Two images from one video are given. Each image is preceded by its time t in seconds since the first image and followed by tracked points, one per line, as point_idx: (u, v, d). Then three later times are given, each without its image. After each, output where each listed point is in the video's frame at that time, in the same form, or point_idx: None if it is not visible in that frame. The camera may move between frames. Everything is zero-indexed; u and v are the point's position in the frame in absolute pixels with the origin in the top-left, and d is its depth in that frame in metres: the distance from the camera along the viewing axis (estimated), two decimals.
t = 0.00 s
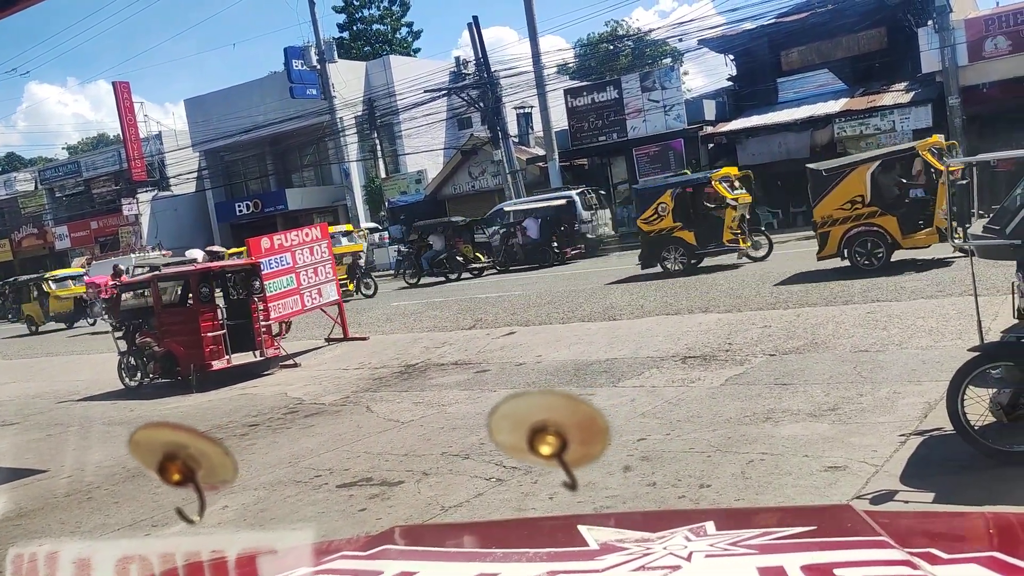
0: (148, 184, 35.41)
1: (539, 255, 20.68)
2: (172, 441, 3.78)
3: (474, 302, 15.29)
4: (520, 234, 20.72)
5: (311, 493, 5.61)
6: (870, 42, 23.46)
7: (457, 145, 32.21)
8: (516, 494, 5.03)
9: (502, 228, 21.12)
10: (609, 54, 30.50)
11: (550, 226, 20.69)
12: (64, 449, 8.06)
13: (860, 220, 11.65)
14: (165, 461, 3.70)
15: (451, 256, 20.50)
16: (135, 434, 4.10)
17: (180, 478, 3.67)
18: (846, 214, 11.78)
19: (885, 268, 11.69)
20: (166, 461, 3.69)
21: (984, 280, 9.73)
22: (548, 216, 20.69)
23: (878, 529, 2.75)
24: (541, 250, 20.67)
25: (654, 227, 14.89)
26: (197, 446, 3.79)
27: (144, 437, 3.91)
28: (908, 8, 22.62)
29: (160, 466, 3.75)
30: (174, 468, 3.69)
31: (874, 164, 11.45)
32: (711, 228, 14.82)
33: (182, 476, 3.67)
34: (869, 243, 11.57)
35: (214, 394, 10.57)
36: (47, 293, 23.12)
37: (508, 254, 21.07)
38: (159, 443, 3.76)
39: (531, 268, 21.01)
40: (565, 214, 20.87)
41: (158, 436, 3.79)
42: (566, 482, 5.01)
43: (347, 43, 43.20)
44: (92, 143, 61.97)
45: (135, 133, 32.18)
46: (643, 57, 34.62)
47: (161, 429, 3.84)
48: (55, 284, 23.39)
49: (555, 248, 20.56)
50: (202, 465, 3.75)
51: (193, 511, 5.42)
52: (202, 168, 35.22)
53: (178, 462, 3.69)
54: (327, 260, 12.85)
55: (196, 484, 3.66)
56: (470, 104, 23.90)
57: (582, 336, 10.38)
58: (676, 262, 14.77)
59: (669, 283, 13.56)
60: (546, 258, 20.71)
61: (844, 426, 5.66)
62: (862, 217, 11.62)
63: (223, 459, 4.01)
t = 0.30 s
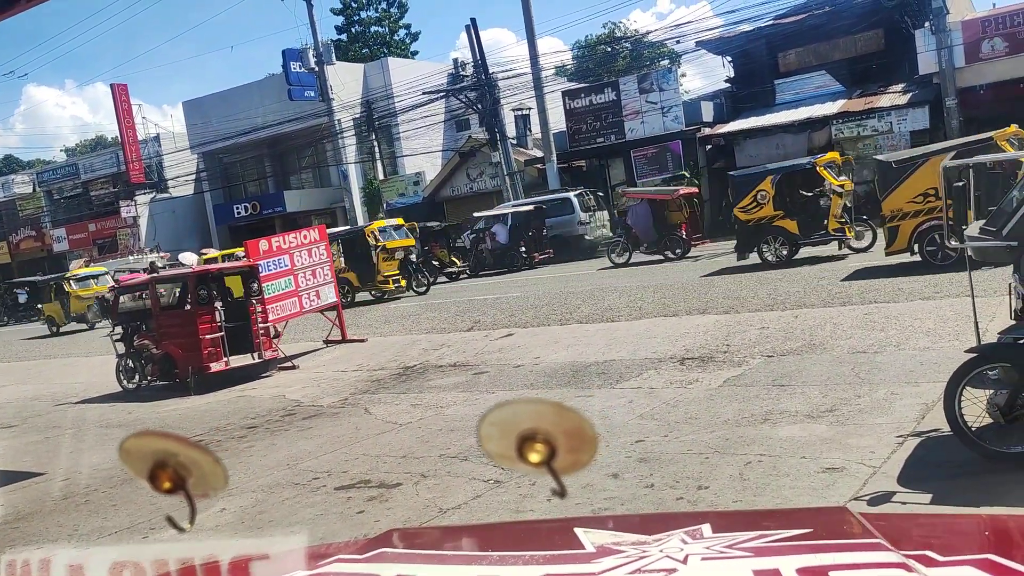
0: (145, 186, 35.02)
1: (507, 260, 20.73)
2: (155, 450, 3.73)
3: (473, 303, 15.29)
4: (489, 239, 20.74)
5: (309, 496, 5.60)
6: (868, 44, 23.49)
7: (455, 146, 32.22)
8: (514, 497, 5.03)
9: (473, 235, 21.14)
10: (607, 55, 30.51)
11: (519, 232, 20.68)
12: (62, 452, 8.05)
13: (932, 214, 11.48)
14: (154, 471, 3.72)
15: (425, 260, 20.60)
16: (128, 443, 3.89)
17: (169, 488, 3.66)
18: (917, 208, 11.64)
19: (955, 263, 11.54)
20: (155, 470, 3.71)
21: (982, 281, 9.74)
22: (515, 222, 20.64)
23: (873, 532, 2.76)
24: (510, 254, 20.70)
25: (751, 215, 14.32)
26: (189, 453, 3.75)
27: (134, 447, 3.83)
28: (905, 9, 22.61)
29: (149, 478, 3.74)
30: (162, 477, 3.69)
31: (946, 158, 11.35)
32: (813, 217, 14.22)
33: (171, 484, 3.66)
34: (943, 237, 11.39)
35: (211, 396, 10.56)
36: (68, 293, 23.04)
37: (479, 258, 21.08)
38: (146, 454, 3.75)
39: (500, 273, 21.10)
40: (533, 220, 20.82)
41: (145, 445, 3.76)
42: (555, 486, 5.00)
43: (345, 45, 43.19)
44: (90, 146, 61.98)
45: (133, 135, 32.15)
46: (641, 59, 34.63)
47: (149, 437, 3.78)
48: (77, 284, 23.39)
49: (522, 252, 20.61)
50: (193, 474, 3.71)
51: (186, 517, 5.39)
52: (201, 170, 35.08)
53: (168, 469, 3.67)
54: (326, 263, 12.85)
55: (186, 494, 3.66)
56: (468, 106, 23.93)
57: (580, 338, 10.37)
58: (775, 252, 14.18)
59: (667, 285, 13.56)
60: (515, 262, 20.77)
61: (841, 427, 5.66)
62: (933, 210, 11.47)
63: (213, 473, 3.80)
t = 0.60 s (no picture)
0: (146, 188, 34.95)
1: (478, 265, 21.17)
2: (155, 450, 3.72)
3: (473, 305, 15.29)
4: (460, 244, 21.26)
5: (310, 498, 5.60)
6: (867, 45, 23.51)
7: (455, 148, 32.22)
8: (514, 498, 5.03)
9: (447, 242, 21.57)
10: (608, 56, 30.51)
11: (489, 237, 21.16)
12: (62, 454, 8.04)
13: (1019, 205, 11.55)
14: (156, 472, 3.71)
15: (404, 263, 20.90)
16: (128, 443, 3.89)
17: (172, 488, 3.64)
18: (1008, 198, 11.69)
19: None
20: (157, 471, 3.70)
21: (982, 283, 9.73)
22: (487, 227, 21.16)
23: (872, 533, 2.77)
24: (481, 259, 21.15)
25: (866, 203, 13.60)
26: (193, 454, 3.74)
27: (129, 450, 3.81)
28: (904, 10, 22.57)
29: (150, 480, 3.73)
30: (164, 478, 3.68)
31: None
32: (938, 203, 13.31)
33: (173, 485, 3.65)
34: None
35: (211, 398, 10.55)
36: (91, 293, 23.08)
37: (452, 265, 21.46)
38: (145, 456, 3.73)
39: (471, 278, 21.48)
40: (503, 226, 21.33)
41: (143, 444, 3.76)
42: (553, 485, 5.02)
43: (344, 47, 43.20)
44: (90, 147, 62.04)
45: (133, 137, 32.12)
46: (641, 60, 34.66)
47: (145, 438, 3.78)
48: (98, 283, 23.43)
49: (493, 256, 21.02)
50: (194, 475, 3.70)
51: (186, 518, 5.39)
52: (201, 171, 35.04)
53: (169, 470, 3.66)
54: (326, 264, 12.84)
55: (187, 495, 3.65)
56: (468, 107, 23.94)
57: (580, 339, 10.37)
58: (893, 241, 13.38)
59: (667, 286, 13.56)
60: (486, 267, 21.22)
61: (842, 428, 5.66)
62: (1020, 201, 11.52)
63: (216, 472, 3.72)
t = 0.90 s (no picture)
0: (146, 190, 34.98)
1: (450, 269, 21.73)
2: (150, 453, 3.73)
3: (473, 306, 15.28)
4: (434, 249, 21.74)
5: (310, 499, 5.60)
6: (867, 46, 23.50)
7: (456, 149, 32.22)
8: (514, 499, 5.02)
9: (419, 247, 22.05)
10: (608, 57, 30.52)
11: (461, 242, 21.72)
12: (63, 456, 8.05)
13: None
14: (152, 474, 3.75)
15: (383, 267, 21.44)
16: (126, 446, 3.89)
17: (171, 490, 3.71)
18: None
19: None
20: (152, 474, 3.74)
21: (982, 283, 9.74)
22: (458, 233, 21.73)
23: (873, 534, 2.77)
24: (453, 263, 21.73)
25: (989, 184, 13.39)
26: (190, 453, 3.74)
27: (126, 454, 3.84)
28: (904, 12, 22.48)
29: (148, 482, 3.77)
30: (159, 482, 3.73)
31: None
32: None
33: (170, 487, 3.70)
34: None
35: (212, 399, 10.55)
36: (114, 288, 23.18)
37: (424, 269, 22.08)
38: (142, 459, 3.77)
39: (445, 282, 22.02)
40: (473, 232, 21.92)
41: (139, 446, 3.77)
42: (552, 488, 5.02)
43: (344, 48, 43.23)
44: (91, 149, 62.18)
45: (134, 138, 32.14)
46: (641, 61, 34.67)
47: (139, 441, 3.79)
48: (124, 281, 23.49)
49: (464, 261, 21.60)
50: (191, 475, 3.71)
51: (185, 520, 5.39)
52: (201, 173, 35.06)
53: (165, 473, 3.70)
54: (326, 266, 12.85)
55: (184, 498, 3.69)
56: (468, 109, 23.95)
57: (581, 340, 10.37)
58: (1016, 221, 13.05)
59: (668, 287, 13.55)
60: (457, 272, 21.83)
61: (843, 429, 5.66)
62: None
63: (213, 473, 3.67)
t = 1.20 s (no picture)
0: (145, 190, 34.96)
1: (422, 272, 21.86)
2: (149, 453, 3.71)
3: (473, 306, 15.27)
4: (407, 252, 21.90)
5: (310, 499, 5.59)
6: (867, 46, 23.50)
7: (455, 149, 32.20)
8: (514, 500, 5.02)
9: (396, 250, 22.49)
10: (607, 57, 30.53)
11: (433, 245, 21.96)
12: (63, 456, 8.04)
13: None
14: (152, 475, 3.74)
15: (361, 270, 21.68)
16: (126, 447, 3.87)
17: (171, 491, 3.71)
18: None
19: None
20: (152, 474, 3.73)
21: (981, 283, 9.75)
22: (431, 237, 21.96)
23: (874, 534, 2.77)
24: (425, 267, 21.84)
25: None
26: (189, 453, 3.75)
27: (126, 454, 3.84)
28: (904, 12, 22.52)
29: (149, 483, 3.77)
30: (159, 482, 3.72)
31: None
32: None
33: (170, 488, 3.70)
34: None
35: (211, 400, 10.54)
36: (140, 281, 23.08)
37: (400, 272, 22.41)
38: (141, 460, 3.77)
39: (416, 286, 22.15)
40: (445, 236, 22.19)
41: (139, 447, 3.76)
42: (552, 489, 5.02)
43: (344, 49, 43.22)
44: (91, 150, 62.21)
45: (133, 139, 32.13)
46: (641, 61, 34.65)
47: (137, 443, 3.77)
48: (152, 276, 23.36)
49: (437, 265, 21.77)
50: (191, 475, 3.70)
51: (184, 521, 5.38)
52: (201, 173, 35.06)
53: (165, 473, 3.70)
54: (326, 265, 12.85)
55: (185, 498, 3.69)
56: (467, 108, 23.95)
57: (581, 340, 10.36)
58: None
59: (668, 288, 13.54)
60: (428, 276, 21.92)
61: (843, 429, 5.65)
62: None
63: (214, 474, 3.67)
